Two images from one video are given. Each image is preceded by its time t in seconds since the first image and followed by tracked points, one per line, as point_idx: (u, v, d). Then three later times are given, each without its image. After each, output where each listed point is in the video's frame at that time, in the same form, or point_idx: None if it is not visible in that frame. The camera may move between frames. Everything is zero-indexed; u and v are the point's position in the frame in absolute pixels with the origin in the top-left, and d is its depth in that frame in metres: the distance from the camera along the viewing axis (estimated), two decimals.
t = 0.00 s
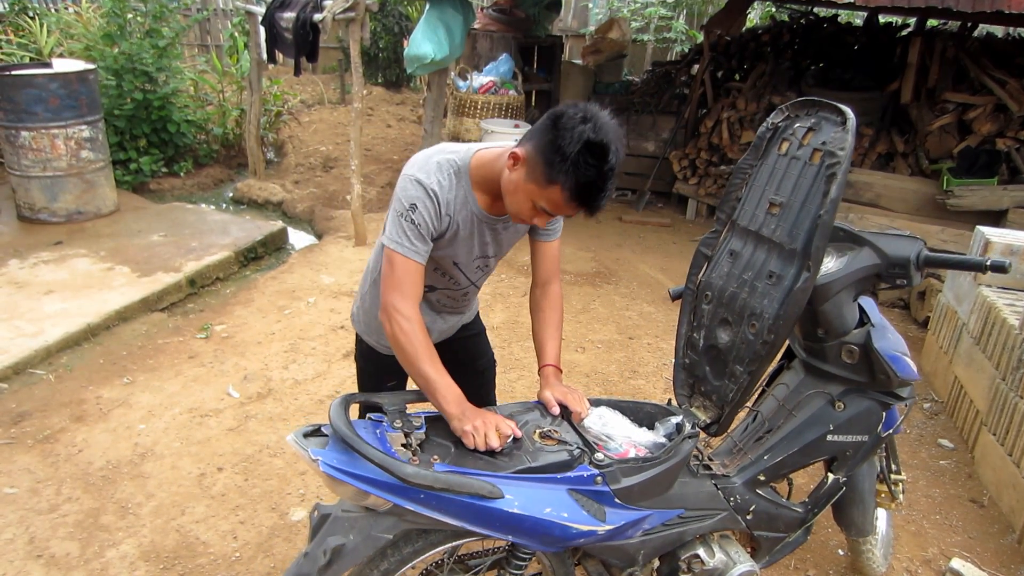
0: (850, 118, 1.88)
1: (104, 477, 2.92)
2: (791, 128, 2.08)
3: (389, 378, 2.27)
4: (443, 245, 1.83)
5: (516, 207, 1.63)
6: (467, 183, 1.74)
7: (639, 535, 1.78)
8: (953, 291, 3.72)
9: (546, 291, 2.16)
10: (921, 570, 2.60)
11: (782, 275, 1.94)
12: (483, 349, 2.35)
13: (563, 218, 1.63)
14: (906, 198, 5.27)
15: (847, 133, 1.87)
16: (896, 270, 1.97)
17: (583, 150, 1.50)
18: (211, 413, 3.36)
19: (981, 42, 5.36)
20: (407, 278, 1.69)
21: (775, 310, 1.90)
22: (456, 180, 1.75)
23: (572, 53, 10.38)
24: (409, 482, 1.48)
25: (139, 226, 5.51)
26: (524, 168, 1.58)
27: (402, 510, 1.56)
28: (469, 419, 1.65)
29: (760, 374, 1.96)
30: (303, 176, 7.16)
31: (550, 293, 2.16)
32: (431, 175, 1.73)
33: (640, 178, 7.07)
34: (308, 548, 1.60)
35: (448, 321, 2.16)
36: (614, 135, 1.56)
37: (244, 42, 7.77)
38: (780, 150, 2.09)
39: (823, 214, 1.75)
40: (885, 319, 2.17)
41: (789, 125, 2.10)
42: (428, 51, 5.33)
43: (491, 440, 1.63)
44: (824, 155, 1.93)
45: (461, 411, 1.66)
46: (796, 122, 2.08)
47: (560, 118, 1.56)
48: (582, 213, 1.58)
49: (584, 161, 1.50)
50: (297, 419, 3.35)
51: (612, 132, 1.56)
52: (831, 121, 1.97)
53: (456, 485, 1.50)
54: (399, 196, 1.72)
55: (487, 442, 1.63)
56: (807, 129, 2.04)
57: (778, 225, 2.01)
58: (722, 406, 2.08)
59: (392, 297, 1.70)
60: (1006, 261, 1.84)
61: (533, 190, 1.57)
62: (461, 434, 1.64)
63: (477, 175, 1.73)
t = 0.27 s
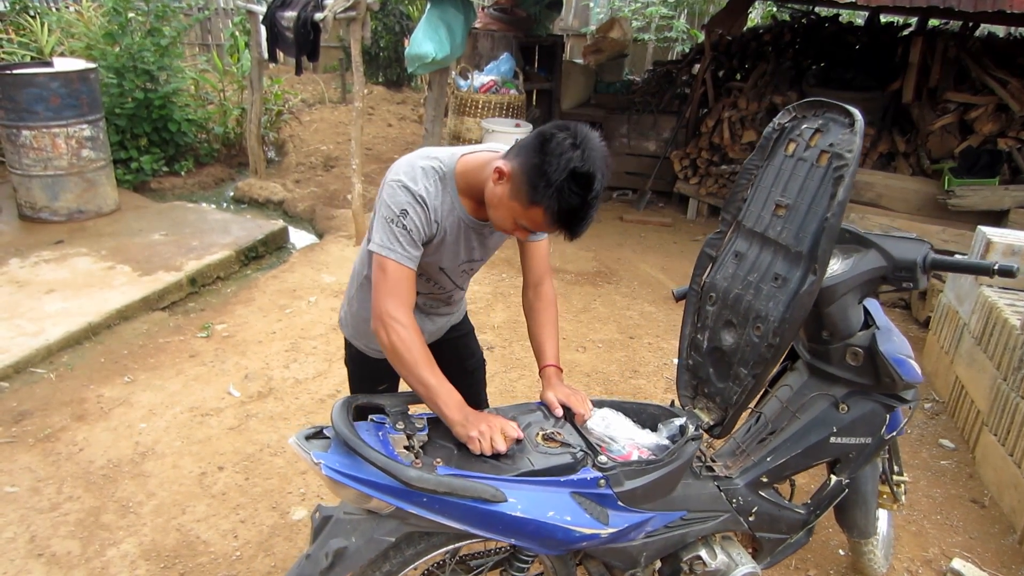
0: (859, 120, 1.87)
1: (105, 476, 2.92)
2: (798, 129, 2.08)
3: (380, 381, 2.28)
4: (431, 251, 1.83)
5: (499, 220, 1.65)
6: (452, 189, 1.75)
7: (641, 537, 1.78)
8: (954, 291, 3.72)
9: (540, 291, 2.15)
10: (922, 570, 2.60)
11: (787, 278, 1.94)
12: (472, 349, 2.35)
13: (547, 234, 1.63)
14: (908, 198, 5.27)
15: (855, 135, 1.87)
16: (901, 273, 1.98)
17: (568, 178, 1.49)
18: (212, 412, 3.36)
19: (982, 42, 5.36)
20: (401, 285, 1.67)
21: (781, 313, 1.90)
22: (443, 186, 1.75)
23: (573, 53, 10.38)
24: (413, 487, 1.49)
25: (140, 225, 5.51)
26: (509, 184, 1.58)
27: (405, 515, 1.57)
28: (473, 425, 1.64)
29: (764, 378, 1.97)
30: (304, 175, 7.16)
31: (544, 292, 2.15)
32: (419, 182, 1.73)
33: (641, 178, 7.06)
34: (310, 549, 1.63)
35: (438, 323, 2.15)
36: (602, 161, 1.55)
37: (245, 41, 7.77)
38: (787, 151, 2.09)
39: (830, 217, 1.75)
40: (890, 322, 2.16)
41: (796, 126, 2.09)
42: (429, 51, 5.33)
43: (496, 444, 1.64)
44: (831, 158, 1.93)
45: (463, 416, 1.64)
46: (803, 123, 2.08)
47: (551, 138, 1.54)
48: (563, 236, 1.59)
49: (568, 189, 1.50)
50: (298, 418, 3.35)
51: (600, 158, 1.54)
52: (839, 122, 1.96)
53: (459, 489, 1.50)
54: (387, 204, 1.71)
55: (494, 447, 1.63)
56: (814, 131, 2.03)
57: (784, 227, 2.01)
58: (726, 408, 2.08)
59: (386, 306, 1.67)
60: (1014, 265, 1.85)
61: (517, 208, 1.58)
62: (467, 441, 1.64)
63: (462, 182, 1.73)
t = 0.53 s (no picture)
0: (869, 122, 1.84)
1: (106, 476, 2.92)
2: (808, 130, 2.07)
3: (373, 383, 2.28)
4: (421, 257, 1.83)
5: (485, 230, 1.66)
6: (439, 198, 1.75)
7: (645, 540, 1.77)
8: (954, 291, 3.72)
9: (538, 292, 2.15)
10: (923, 570, 2.60)
11: (795, 281, 1.94)
12: (463, 349, 2.35)
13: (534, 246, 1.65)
14: (908, 197, 5.26)
15: (866, 137, 1.84)
16: (909, 276, 1.97)
17: (556, 200, 1.49)
18: (212, 412, 3.36)
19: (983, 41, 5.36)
20: (394, 294, 1.66)
21: (788, 317, 1.90)
22: (429, 195, 1.75)
23: (573, 52, 10.38)
24: (417, 493, 1.49)
25: (140, 225, 5.51)
26: (496, 198, 1.58)
27: (408, 519, 1.57)
28: (481, 431, 1.64)
29: (770, 381, 1.96)
30: (304, 174, 7.16)
31: (541, 292, 2.16)
32: (407, 192, 1.73)
33: (641, 177, 7.06)
34: (313, 553, 1.65)
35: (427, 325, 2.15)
36: (591, 182, 1.54)
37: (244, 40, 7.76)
38: (796, 152, 2.08)
39: (840, 221, 1.75)
40: (897, 325, 2.17)
41: (806, 127, 2.08)
42: (429, 50, 5.32)
43: (505, 449, 1.65)
44: (841, 160, 1.91)
45: (467, 424, 1.64)
46: (813, 124, 2.06)
47: (540, 155, 1.53)
48: (548, 252, 1.60)
49: (555, 210, 1.50)
50: (298, 418, 3.35)
51: (589, 179, 1.54)
52: (849, 124, 1.94)
53: (463, 495, 1.50)
54: (375, 215, 1.70)
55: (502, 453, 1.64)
56: (824, 132, 2.02)
57: (792, 229, 2.00)
58: (730, 410, 2.08)
59: (379, 316, 1.65)
60: None
61: (504, 223, 1.58)
62: (476, 448, 1.63)
63: (449, 190, 1.74)
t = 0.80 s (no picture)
0: (878, 124, 1.84)
1: (106, 476, 2.92)
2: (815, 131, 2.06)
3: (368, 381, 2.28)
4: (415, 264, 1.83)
5: (477, 236, 1.66)
6: (432, 205, 1.76)
7: (647, 541, 1.77)
8: (954, 289, 3.72)
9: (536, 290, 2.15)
10: (924, 569, 2.60)
11: (800, 283, 1.94)
12: (455, 347, 2.35)
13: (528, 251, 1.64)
14: (908, 195, 5.26)
15: (874, 139, 1.84)
16: (915, 278, 1.94)
17: (548, 205, 1.49)
18: (212, 412, 3.36)
19: (982, 40, 5.37)
20: (391, 303, 1.65)
21: (793, 319, 1.90)
22: (421, 204, 1.75)
23: (572, 51, 10.37)
24: (419, 497, 1.50)
25: (139, 225, 5.51)
26: (488, 204, 1.58)
27: (410, 522, 1.57)
28: (485, 436, 1.64)
29: (774, 383, 1.98)
30: (303, 174, 7.16)
31: (539, 292, 2.16)
32: (399, 201, 1.73)
33: (640, 176, 7.06)
34: (316, 555, 1.66)
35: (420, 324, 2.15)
36: (582, 187, 1.55)
37: (244, 40, 7.76)
38: (803, 153, 2.07)
39: (846, 224, 1.75)
40: (901, 327, 2.17)
41: (813, 127, 2.07)
42: (429, 49, 5.32)
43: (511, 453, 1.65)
44: (849, 162, 1.90)
45: (470, 430, 1.63)
46: (820, 124, 2.05)
47: (531, 161, 1.54)
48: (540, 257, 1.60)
49: (547, 215, 1.50)
50: (298, 417, 3.35)
51: (580, 183, 1.54)
52: (857, 125, 1.93)
53: (467, 500, 1.51)
54: (369, 224, 1.69)
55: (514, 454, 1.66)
56: (831, 133, 2.01)
57: (797, 230, 2.00)
58: (733, 411, 2.10)
59: (376, 325, 1.64)
60: None
61: (497, 229, 1.58)
62: (482, 453, 1.63)
63: (441, 198, 1.75)
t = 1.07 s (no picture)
0: (869, 121, 1.85)
1: (106, 476, 2.92)
2: (807, 129, 2.08)
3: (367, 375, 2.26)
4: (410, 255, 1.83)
5: (474, 225, 1.66)
6: (428, 196, 1.76)
7: (644, 538, 1.78)
8: (954, 288, 3.72)
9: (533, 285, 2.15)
10: (923, 568, 2.60)
11: (793, 279, 1.94)
12: (456, 339, 2.35)
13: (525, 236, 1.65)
14: (908, 195, 5.26)
15: (865, 136, 1.83)
16: (908, 274, 1.96)
17: (539, 187, 1.50)
18: (212, 412, 3.36)
19: (982, 39, 5.37)
20: (383, 293, 1.66)
21: (786, 314, 1.90)
22: (419, 193, 1.75)
23: (572, 50, 10.37)
24: (416, 491, 1.48)
25: (139, 225, 5.51)
26: (482, 192, 1.59)
27: (407, 517, 1.57)
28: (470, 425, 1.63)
29: (768, 379, 1.96)
30: (303, 174, 7.16)
31: (537, 288, 2.15)
32: (395, 186, 1.72)
33: (640, 175, 7.06)
34: (313, 551, 1.66)
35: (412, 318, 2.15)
36: (573, 166, 1.55)
37: (243, 40, 7.76)
38: (795, 151, 2.08)
39: (837, 220, 1.73)
40: (895, 322, 2.17)
41: (805, 126, 2.09)
42: (428, 48, 5.31)
43: (502, 445, 1.64)
44: (840, 158, 1.91)
45: (461, 415, 1.64)
46: (811, 123, 2.07)
47: (520, 144, 1.54)
48: (538, 241, 1.61)
49: (539, 197, 1.50)
50: (298, 417, 3.35)
51: (571, 163, 1.55)
52: (848, 123, 1.95)
53: (463, 493, 1.50)
54: (366, 210, 1.69)
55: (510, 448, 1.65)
56: (822, 130, 2.03)
57: (790, 227, 2.00)
58: (729, 408, 2.09)
59: (368, 316, 1.66)
60: None
61: (493, 216, 1.59)
62: (472, 442, 1.63)
63: (439, 189, 1.75)
